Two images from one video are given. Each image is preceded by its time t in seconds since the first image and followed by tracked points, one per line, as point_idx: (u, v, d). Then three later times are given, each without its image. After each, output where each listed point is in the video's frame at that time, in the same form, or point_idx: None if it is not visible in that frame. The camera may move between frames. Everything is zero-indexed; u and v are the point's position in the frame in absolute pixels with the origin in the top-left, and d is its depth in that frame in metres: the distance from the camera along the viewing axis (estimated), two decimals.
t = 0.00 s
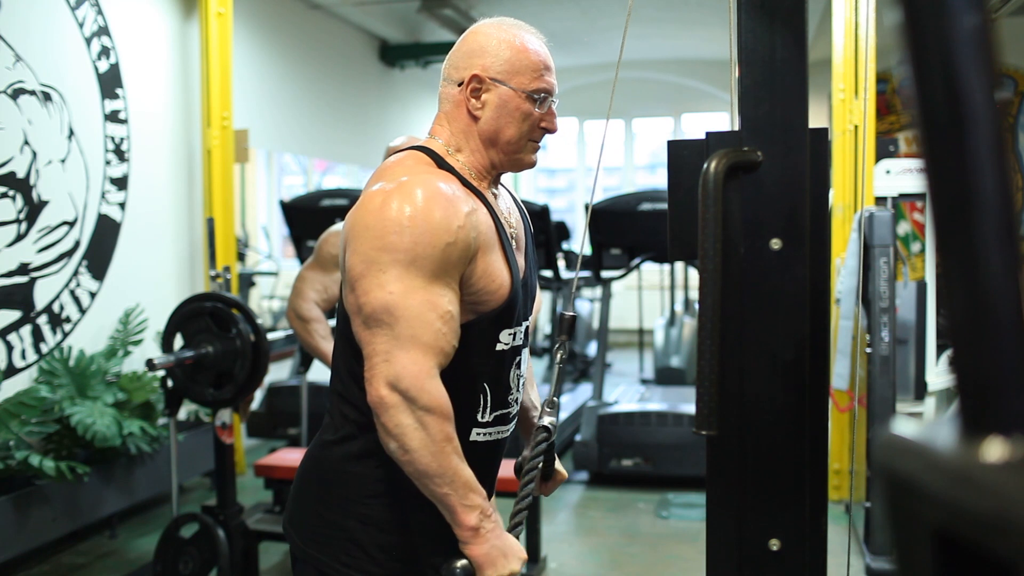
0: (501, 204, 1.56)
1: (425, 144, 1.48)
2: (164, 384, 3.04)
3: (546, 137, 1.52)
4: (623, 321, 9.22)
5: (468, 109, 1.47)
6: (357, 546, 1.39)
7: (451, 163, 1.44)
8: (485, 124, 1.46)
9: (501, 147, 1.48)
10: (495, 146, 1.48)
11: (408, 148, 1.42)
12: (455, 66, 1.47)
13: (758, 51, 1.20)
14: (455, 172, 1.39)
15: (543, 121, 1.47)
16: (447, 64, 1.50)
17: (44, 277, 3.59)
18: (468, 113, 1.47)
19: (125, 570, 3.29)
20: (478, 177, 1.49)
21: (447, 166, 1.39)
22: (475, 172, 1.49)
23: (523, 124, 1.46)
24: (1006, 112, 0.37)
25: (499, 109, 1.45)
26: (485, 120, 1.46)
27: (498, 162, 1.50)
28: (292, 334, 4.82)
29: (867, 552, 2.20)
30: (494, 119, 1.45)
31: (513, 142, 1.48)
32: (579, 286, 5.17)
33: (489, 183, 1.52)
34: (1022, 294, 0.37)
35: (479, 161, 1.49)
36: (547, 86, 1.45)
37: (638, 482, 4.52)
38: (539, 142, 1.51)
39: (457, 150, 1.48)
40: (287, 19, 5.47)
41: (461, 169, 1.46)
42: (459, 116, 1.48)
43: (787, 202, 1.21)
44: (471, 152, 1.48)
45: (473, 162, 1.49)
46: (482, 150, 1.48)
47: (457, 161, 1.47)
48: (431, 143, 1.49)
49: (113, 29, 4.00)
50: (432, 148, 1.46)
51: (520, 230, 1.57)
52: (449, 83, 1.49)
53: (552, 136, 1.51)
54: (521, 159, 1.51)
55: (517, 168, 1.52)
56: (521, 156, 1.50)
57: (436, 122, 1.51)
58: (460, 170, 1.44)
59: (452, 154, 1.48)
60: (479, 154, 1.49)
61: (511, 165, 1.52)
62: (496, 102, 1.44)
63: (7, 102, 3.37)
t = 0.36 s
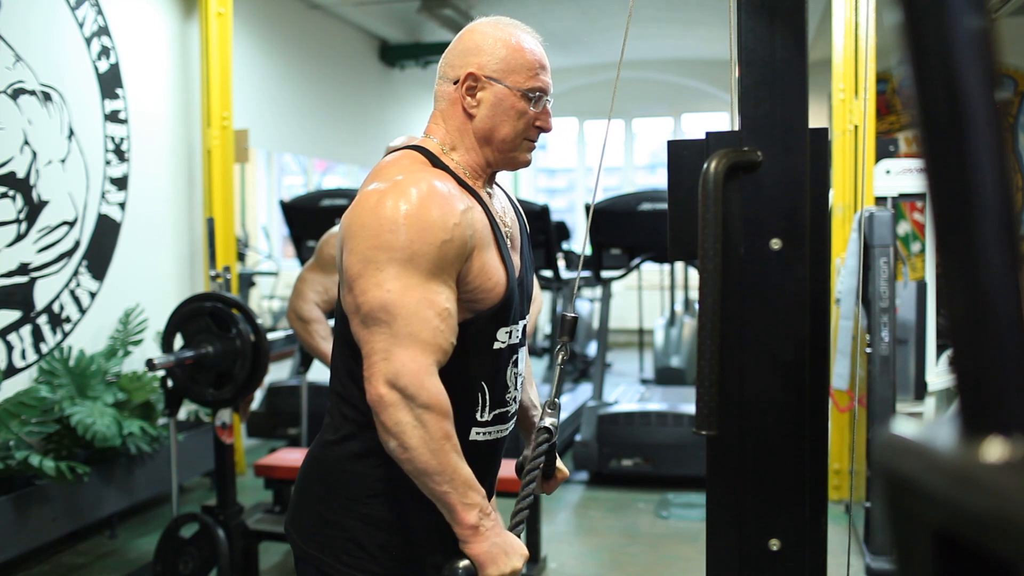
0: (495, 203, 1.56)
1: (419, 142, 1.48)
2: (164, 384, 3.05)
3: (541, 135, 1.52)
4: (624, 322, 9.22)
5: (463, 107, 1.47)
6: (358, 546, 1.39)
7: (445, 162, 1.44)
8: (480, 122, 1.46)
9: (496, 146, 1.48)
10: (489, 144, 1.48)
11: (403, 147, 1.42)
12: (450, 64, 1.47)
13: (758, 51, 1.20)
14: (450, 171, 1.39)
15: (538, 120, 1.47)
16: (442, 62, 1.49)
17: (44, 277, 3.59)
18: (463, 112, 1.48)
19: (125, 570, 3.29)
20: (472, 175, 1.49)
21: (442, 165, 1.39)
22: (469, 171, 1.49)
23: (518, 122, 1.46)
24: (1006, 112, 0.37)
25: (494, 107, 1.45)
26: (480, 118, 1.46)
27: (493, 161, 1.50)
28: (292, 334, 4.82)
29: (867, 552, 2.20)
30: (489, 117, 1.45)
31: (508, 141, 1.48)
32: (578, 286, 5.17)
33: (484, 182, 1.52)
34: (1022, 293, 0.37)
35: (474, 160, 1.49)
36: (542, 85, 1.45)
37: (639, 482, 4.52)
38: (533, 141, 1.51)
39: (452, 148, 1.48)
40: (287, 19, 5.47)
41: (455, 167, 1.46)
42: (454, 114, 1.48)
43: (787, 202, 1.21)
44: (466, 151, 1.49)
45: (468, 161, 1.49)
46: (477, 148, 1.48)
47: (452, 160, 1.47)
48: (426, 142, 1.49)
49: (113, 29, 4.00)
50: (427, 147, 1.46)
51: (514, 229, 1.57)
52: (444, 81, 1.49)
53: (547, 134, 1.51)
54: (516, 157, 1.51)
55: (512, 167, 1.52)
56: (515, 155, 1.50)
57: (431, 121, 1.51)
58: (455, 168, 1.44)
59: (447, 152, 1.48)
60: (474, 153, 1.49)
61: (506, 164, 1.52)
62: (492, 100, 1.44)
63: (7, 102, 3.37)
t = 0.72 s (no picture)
0: (491, 203, 1.56)
1: (415, 142, 1.48)
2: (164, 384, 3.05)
3: (536, 135, 1.52)
4: (623, 322, 9.22)
5: (459, 106, 1.47)
6: (359, 546, 1.39)
7: (441, 162, 1.44)
8: (476, 121, 1.46)
9: (491, 145, 1.48)
10: (484, 144, 1.48)
11: (398, 146, 1.42)
12: (446, 63, 1.47)
13: (758, 51, 1.20)
14: (444, 171, 1.39)
15: (533, 120, 1.47)
16: (438, 61, 1.49)
17: (44, 277, 3.59)
18: (459, 111, 1.48)
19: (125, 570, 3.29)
20: (467, 175, 1.49)
21: (437, 164, 1.39)
22: (464, 170, 1.49)
23: (514, 122, 1.46)
24: (1005, 112, 0.37)
25: (490, 106, 1.45)
26: (476, 117, 1.46)
27: (488, 160, 1.50)
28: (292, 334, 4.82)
29: (867, 552, 2.20)
30: (484, 116, 1.45)
31: (502, 140, 1.48)
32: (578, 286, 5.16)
33: (479, 182, 1.52)
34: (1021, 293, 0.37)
35: (469, 159, 1.50)
36: (537, 85, 1.45)
37: (639, 482, 4.52)
38: (528, 141, 1.51)
39: (447, 148, 1.49)
40: (287, 20, 5.47)
41: (450, 167, 1.46)
42: (450, 113, 1.48)
43: (787, 203, 1.21)
44: (461, 151, 1.49)
45: (463, 161, 1.49)
46: (472, 148, 1.49)
47: (447, 159, 1.48)
48: (421, 141, 1.49)
49: (113, 29, 4.00)
50: (422, 146, 1.46)
51: (510, 228, 1.57)
52: (440, 80, 1.49)
53: (542, 134, 1.51)
54: (510, 157, 1.51)
55: (506, 166, 1.52)
56: (510, 155, 1.50)
57: (427, 120, 1.51)
58: (450, 168, 1.44)
59: (442, 152, 1.48)
60: (469, 152, 1.49)
61: (501, 163, 1.52)
62: (487, 100, 1.44)
63: (7, 102, 3.37)
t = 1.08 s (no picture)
0: (492, 204, 1.56)
1: (416, 142, 1.49)
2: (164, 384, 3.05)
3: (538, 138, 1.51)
4: (623, 322, 9.22)
5: (461, 108, 1.47)
6: (358, 547, 1.39)
7: (441, 163, 1.44)
8: (477, 124, 1.46)
9: (492, 148, 1.49)
10: (485, 147, 1.49)
11: (399, 146, 1.43)
12: (450, 65, 1.47)
13: (758, 51, 1.20)
14: (445, 172, 1.39)
15: (536, 124, 1.47)
16: (442, 62, 1.50)
17: (44, 277, 3.59)
18: (462, 113, 1.48)
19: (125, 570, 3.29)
20: (468, 176, 1.50)
21: (437, 165, 1.40)
22: (465, 172, 1.50)
23: (515, 125, 1.46)
24: (1006, 112, 0.37)
25: (492, 109, 1.45)
26: (477, 119, 1.46)
27: (489, 162, 1.51)
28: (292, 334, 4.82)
29: (867, 552, 2.20)
30: (486, 119, 1.45)
31: (504, 143, 1.48)
32: (578, 286, 5.16)
33: (480, 183, 1.53)
34: (1021, 293, 0.37)
35: (470, 161, 1.50)
36: (540, 89, 1.44)
37: (638, 482, 4.52)
38: (529, 144, 1.51)
39: (448, 149, 1.49)
40: (287, 20, 5.47)
41: (451, 169, 1.47)
42: (453, 115, 1.49)
43: (787, 202, 1.21)
44: (463, 152, 1.49)
45: (465, 162, 1.50)
46: (473, 150, 1.49)
47: (448, 160, 1.48)
48: (423, 142, 1.50)
49: (113, 29, 4.00)
50: (423, 147, 1.46)
51: (511, 229, 1.57)
52: (443, 81, 1.49)
53: (544, 138, 1.51)
54: (511, 160, 1.51)
55: (508, 169, 1.52)
56: (511, 158, 1.50)
57: (429, 120, 1.52)
58: (451, 169, 1.44)
59: (444, 154, 1.49)
60: (470, 154, 1.49)
61: (502, 166, 1.52)
62: (489, 103, 1.44)
63: (7, 102, 3.37)
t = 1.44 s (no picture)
0: (498, 207, 1.56)
1: (423, 143, 1.49)
2: (164, 384, 3.05)
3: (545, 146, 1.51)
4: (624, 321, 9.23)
5: (470, 113, 1.47)
6: (355, 546, 1.39)
7: (447, 164, 1.45)
8: (485, 129, 1.46)
9: (500, 154, 1.48)
10: (493, 152, 1.48)
11: (405, 146, 1.43)
12: (462, 69, 1.47)
13: (757, 51, 1.20)
14: (450, 173, 1.39)
15: (543, 131, 1.47)
16: (453, 64, 1.50)
17: (44, 277, 3.59)
18: (470, 118, 1.48)
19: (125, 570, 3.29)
20: (475, 180, 1.50)
21: (443, 167, 1.40)
22: (471, 174, 1.50)
23: (523, 132, 1.45)
24: (1006, 112, 0.37)
25: (500, 115, 1.45)
26: (486, 125, 1.46)
27: (497, 167, 1.51)
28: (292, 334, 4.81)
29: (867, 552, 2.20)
30: (494, 125, 1.45)
31: (512, 150, 1.48)
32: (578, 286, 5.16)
33: (486, 187, 1.53)
34: (1020, 292, 0.37)
35: (478, 165, 1.50)
36: (549, 98, 1.44)
37: (638, 482, 4.52)
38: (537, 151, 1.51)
39: (455, 152, 1.49)
40: (287, 20, 5.47)
41: (456, 171, 1.47)
42: (461, 118, 1.49)
43: (787, 202, 1.21)
44: (470, 156, 1.49)
45: (471, 165, 1.50)
46: (481, 154, 1.49)
47: (454, 163, 1.48)
48: (428, 144, 1.51)
49: (113, 29, 4.00)
50: (429, 148, 1.47)
51: (515, 233, 1.57)
52: (453, 84, 1.49)
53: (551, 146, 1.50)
54: (519, 166, 1.51)
55: (515, 175, 1.52)
56: (518, 164, 1.50)
57: (437, 123, 1.52)
58: (456, 171, 1.44)
59: (450, 156, 1.49)
60: (477, 158, 1.49)
61: (509, 172, 1.52)
62: (498, 109, 1.44)
63: (7, 102, 3.37)
